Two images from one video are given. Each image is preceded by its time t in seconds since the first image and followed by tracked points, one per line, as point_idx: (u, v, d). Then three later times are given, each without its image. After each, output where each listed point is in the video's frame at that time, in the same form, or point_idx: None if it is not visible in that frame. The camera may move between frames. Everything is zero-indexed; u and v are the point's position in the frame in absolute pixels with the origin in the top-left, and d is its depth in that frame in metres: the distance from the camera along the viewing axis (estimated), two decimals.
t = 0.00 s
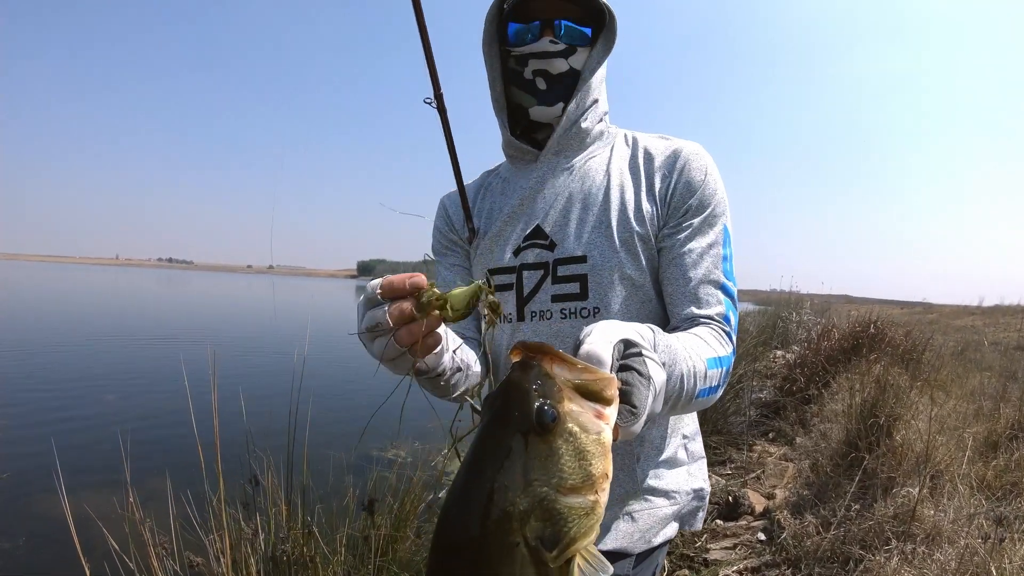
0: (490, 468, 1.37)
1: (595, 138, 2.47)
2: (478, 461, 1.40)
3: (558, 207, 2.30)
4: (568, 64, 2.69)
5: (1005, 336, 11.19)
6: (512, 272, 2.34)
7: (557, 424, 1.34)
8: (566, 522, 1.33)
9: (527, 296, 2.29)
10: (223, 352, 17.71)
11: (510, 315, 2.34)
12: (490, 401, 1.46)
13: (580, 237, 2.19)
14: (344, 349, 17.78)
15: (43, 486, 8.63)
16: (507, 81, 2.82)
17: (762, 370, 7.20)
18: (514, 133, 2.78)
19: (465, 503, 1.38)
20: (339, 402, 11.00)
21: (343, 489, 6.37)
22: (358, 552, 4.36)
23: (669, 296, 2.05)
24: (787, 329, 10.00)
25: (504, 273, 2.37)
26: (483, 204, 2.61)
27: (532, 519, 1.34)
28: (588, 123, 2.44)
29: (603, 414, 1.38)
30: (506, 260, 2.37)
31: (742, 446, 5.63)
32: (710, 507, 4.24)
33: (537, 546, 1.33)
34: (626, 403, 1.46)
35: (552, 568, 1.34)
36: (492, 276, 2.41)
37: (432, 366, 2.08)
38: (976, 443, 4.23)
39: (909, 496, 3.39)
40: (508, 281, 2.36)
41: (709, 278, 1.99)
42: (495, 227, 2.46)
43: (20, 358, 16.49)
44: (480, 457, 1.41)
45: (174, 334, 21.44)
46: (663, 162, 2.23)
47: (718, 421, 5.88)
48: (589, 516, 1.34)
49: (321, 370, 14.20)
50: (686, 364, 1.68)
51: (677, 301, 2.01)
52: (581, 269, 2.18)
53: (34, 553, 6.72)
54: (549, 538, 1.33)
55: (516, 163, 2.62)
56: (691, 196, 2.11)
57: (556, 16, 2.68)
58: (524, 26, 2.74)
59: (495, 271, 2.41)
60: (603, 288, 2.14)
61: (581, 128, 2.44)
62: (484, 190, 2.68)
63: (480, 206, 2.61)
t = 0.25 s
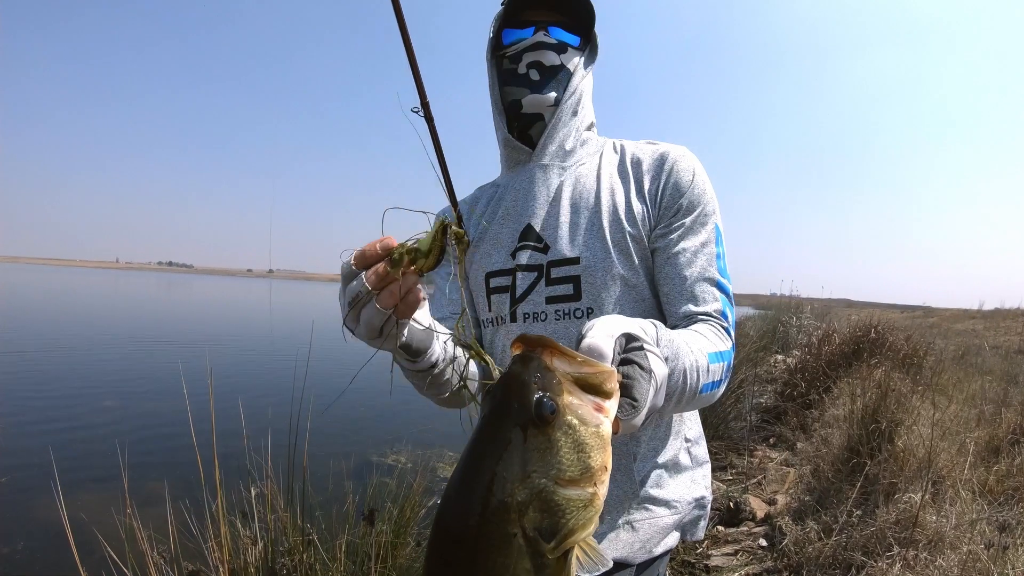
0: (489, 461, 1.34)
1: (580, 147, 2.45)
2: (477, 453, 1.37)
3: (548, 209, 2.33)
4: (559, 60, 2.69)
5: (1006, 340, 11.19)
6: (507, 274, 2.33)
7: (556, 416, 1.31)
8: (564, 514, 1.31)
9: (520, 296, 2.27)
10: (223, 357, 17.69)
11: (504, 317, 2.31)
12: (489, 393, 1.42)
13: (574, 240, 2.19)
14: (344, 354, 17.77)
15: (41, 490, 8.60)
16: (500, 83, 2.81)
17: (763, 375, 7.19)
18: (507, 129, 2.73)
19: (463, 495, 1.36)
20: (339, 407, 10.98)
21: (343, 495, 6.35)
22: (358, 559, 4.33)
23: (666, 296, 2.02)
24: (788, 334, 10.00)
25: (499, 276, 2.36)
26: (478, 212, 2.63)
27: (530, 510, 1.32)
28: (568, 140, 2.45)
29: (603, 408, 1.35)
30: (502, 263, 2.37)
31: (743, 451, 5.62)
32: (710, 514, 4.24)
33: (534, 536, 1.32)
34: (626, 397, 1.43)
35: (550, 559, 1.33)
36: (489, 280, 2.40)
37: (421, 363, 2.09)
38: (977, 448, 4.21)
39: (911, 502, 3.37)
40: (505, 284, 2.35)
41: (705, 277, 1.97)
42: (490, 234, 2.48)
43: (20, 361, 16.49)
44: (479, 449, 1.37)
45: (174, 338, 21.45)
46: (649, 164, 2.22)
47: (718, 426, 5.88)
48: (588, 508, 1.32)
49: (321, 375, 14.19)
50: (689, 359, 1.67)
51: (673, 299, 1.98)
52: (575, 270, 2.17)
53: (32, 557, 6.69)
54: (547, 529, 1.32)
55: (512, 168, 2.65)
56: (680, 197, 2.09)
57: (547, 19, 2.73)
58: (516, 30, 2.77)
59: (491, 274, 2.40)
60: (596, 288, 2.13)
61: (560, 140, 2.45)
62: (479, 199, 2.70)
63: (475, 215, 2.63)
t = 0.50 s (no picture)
0: (480, 454, 1.35)
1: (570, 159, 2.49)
2: (469, 446, 1.38)
3: (538, 216, 2.34)
4: (547, 74, 2.71)
5: (1007, 343, 11.16)
6: (503, 282, 2.32)
7: (547, 411, 1.33)
8: (556, 507, 1.30)
9: (518, 303, 2.27)
10: (224, 361, 17.69)
11: (503, 324, 2.30)
12: (483, 389, 1.44)
13: (567, 245, 2.19)
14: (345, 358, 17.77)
15: (42, 494, 8.59)
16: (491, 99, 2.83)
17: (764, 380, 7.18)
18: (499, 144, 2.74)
19: (455, 487, 1.36)
20: (340, 412, 10.97)
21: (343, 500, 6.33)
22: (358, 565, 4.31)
23: (663, 297, 2.01)
24: (788, 337, 9.99)
25: (496, 284, 2.35)
26: (474, 222, 2.62)
27: (521, 502, 1.32)
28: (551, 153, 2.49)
29: (597, 403, 1.36)
30: (498, 270, 2.36)
31: (744, 455, 5.61)
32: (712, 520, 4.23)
33: (527, 528, 1.31)
34: (622, 392, 1.43)
35: (543, 552, 1.30)
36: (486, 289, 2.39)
37: (411, 344, 1.97)
38: (979, 452, 4.21)
39: (913, 507, 3.35)
40: (502, 292, 2.34)
41: (700, 276, 1.96)
42: (485, 243, 2.48)
43: (21, 365, 16.51)
44: (471, 442, 1.39)
45: (174, 342, 21.44)
46: (639, 170, 2.23)
47: (719, 431, 5.88)
48: (580, 501, 1.31)
49: (322, 380, 14.18)
50: (692, 355, 1.68)
51: (671, 300, 1.98)
52: (569, 275, 2.17)
53: (32, 562, 6.68)
54: (539, 521, 1.31)
55: (506, 181, 2.65)
56: (671, 200, 2.10)
57: (536, 35, 2.76)
58: (505, 47, 2.81)
59: (489, 283, 2.39)
60: (591, 292, 2.12)
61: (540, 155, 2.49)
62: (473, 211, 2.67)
63: (471, 224, 2.62)
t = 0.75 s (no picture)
0: (493, 459, 1.35)
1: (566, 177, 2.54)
2: (482, 451, 1.37)
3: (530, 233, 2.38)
4: (523, 109, 2.72)
5: (1005, 346, 11.17)
6: (497, 298, 2.31)
7: (561, 416, 1.31)
8: (569, 515, 1.30)
9: (511, 317, 2.24)
10: (221, 366, 17.66)
11: (497, 340, 2.27)
12: (494, 393, 1.43)
13: (559, 258, 2.20)
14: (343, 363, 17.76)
15: (38, 499, 8.55)
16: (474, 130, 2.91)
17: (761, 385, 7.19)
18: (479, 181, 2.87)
19: (468, 493, 1.35)
20: (338, 417, 10.94)
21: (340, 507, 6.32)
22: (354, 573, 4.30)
23: (659, 306, 2.01)
24: (786, 342, 10.02)
25: (490, 300, 2.34)
26: (469, 240, 2.66)
27: (533, 509, 1.31)
28: (557, 170, 2.52)
29: (609, 408, 1.35)
30: (492, 287, 2.36)
31: (741, 461, 5.62)
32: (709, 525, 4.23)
33: (540, 535, 1.30)
34: (633, 397, 1.43)
35: (555, 559, 1.30)
36: (480, 305, 2.38)
37: (411, 364, 1.92)
38: (976, 457, 4.21)
39: (909, 513, 3.35)
40: (496, 308, 2.32)
41: (696, 283, 1.95)
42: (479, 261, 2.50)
43: (18, 369, 16.47)
44: (483, 447, 1.38)
45: (172, 347, 21.40)
46: (632, 183, 2.28)
47: (716, 436, 5.89)
48: (593, 508, 1.31)
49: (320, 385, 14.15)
50: (695, 361, 1.67)
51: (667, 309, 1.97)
52: (562, 287, 2.17)
53: (27, 568, 6.64)
54: (552, 529, 1.30)
55: (497, 203, 2.72)
56: (663, 210, 2.11)
57: (510, 66, 2.74)
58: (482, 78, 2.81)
59: (482, 300, 2.39)
60: (585, 304, 2.12)
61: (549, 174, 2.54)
62: (470, 230, 2.71)
63: (467, 243, 2.66)
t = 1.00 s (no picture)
0: (486, 494, 1.34)
1: (551, 197, 2.52)
2: (474, 487, 1.37)
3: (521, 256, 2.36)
4: (514, 120, 2.75)
5: (1001, 346, 11.20)
6: (490, 322, 2.28)
7: (554, 447, 1.32)
8: (566, 548, 1.28)
9: (507, 343, 2.22)
10: (220, 379, 17.65)
11: (493, 365, 2.25)
12: (485, 427, 1.43)
13: (551, 280, 2.19)
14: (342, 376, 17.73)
15: (35, 515, 8.50)
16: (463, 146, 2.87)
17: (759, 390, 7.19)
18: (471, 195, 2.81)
19: (461, 529, 1.34)
20: (337, 430, 10.90)
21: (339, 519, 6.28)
22: None
23: (655, 325, 1.98)
24: (783, 346, 10.02)
25: (484, 325, 2.31)
26: (460, 261, 2.64)
27: (529, 543, 1.30)
28: (543, 186, 2.52)
29: (605, 436, 1.36)
30: (484, 311, 2.33)
31: (740, 467, 5.61)
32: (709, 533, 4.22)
33: (537, 570, 1.28)
34: (632, 424, 1.42)
35: None
36: (473, 329, 2.35)
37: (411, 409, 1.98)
38: (974, 458, 4.20)
39: (908, 516, 3.34)
40: (490, 332, 2.29)
41: (693, 300, 1.93)
42: (469, 283, 2.46)
43: (16, 385, 16.43)
44: (475, 482, 1.38)
45: (170, 360, 21.37)
46: (623, 199, 2.26)
47: (714, 443, 5.88)
48: (591, 541, 1.29)
49: (319, 398, 14.10)
50: (695, 380, 1.67)
51: (664, 327, 1.94)
52: (556, 310, 2.15)
53: None
54: (550, 564, 1.28)
55: (485, 221, 2.70)
56: (654, 227, 2.11)
57: (500, 79, 2.79)
58: (472, 94, 2.84)
59: (474, 324, 2.35)
60: (579, 327, 2.09)
61: (534, 188, 2.53)
62: (461, 250, 2.69)
63: (458, 264, 2.63)
